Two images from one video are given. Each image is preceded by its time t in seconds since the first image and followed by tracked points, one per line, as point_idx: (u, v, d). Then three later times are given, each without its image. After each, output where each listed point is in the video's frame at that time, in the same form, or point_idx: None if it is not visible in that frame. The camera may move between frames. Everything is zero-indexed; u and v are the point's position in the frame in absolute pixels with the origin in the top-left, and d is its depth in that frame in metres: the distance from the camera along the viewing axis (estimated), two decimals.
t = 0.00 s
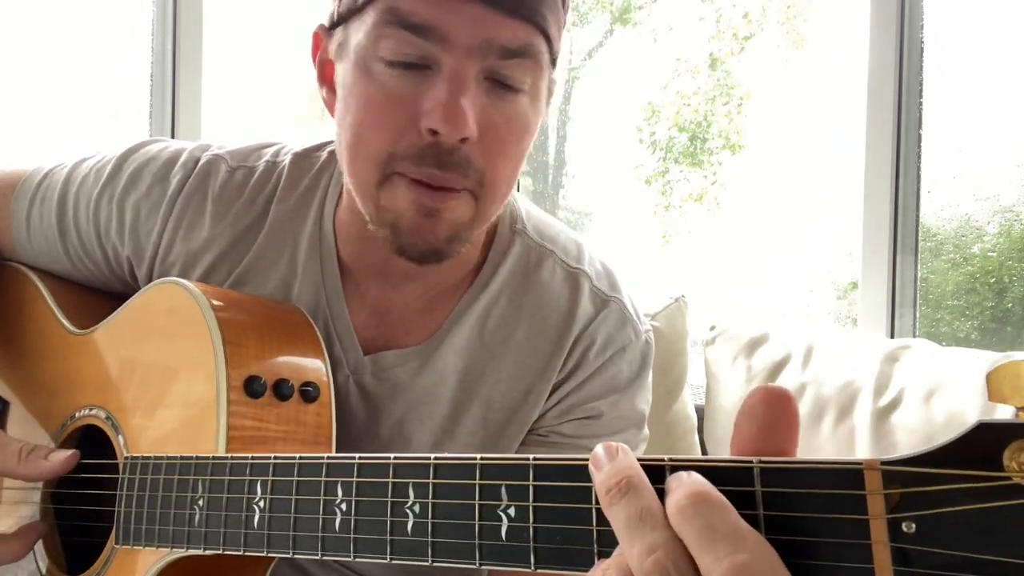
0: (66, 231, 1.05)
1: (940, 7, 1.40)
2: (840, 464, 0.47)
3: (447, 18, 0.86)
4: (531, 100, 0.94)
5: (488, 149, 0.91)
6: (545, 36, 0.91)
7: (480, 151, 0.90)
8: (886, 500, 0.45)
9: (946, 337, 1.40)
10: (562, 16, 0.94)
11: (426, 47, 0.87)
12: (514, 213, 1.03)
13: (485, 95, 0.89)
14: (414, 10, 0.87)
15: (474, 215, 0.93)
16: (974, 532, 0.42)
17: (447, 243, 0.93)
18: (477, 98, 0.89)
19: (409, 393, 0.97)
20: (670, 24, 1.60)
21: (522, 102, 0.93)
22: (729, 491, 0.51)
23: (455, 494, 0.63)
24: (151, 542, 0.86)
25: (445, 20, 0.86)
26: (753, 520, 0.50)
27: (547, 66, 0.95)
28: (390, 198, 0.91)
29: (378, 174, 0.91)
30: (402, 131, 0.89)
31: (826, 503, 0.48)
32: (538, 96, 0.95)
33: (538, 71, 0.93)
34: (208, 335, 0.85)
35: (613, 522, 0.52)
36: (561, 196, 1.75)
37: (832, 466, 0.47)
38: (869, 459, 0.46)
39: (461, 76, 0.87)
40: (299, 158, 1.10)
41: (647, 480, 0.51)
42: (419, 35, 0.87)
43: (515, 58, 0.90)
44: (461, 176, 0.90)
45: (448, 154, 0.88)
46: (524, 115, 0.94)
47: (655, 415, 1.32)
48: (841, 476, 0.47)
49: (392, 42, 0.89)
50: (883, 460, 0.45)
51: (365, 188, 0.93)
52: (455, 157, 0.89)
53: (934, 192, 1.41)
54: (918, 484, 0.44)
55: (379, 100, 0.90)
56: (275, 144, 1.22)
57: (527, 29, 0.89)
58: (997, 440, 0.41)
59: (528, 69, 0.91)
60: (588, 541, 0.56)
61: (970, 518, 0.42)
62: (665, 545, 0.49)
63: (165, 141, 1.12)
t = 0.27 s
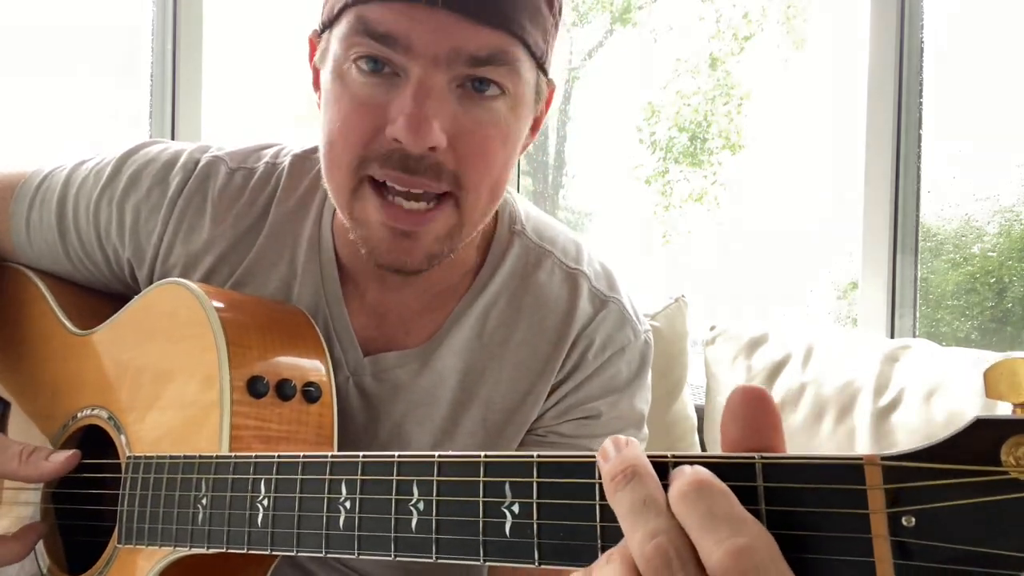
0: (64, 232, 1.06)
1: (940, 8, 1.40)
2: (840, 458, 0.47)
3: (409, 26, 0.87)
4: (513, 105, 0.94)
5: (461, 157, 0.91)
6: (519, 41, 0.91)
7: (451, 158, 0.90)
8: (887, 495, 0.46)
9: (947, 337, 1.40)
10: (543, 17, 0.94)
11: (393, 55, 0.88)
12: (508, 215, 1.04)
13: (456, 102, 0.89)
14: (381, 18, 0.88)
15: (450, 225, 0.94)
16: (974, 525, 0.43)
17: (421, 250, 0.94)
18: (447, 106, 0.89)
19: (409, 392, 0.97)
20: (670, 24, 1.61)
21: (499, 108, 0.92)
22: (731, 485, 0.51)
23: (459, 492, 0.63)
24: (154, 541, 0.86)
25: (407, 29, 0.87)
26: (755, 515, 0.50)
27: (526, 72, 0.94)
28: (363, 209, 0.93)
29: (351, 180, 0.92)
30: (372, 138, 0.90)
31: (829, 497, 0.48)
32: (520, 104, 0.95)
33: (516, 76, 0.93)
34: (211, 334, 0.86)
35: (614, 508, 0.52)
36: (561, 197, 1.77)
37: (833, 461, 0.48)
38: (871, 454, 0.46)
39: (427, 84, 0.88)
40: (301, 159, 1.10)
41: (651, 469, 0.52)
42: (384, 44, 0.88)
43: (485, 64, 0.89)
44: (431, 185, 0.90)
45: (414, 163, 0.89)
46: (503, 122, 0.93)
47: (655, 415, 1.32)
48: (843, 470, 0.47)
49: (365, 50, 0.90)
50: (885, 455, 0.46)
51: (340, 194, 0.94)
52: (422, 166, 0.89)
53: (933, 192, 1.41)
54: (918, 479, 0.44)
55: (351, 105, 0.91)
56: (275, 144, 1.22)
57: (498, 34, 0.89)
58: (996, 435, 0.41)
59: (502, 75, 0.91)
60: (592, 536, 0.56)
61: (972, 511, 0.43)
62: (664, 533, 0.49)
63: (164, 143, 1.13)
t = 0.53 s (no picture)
0: (60, 234, 1.06)
1: (940, 8, 1.40)
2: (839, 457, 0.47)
3: (406, 26, 0.87)
4: (509, 105, 0.94)
5: (456, 156, 0.90)
6: (514, 40, 0.91)
7: (446, 157, 0.90)
8: (885, 493, 0.46)
9: (947, 337, 1.40)
10: (539, 16, 0.94)
11: (388, 54, 0.88)
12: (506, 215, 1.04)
13: (452, 101, 0.89)
14: (375, 18, 0.88)
15: (447, 222, 0.93)
16: (972, 523, 0.43)
17: (417, 248, 0.93)
18: (443, 105, 0.89)
19: (407, 393, 0.97)
20: (670, 24, 1.61)
21: (495, 108, 0.92)
22: (730, 484, 0.51)
23: (460, 492, 0.63)
24: (154, 541, 0.86)
25: (404, 28, 0.87)
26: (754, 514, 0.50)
27: (523, 71, 0.94)
28: (360, 204, 0.92)
29: (346, 177, 0.92)
30: (367, 137, 0.90)
31: (828, 495, 0.48)
32: (518, 104, 0.95)
33: (512, 76, 0.93)
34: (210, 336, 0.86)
35: (610, 501, 0.52)
36: (562, 196, 1.76)
37: (831, 461, 0.48)
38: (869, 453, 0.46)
39: (422, 84, 0.88)
40: (298, 159, 1.10)
41: (647, 465, 0.52)
42: (379, 43, 0.88)
43: (481, 64, 0.90)
44: (427, 183, 0.90)
45: (410, 161, 0.88)
46: (501, 121, 0.93)
47: (654, 415, 1.32)
48: (842, 469, 0.47)
49: (360, 49, 0.90)
50: (883, 454, 0.46)
51: (336, 192, 0.93)
52: (417, 164, 0.89)
53: (934, 192, 1.41)
54: (916, 477, 0.44)
55: (346, 105, 0.91)
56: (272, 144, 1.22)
57: (494, 33, 0.89)
58: (992, 434, 0.41)
59: (499, 73, 0.91)
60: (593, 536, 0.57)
61: (970, 508, 0.43)
62: (659, 523, 0.49)
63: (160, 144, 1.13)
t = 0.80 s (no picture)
0: (58, 236, 1.06)
1: (940, 8, 1.40)
2: (838, 455, 0.47)
3: (411, 25, 0.87)
4: (510, 106, 0.94)
5: (458, 157, 0.90)
6: (519, 40, 0.91)
7: (448, 157, 0.90)
8: (882, 490, 0.46)
9: (947, 337, 1.40)
10: (544, 19, 0.94)
11: (394, 53, 0.88)
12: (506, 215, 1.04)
13: (455, 100, 0.89)
14: (381, 16, 0.88)
15: (444, 222, 0.93)
16: (969, 520, 0.43)
17: (415, 248, 0.93)
18: (446, 104, 0.89)
19: (407, 394, 0.97)
20: (670, 24, 1.62)
21: (497, 108, 0.92)
22: (728, 482, 0.51)
23: (459, 491, 0.63)
24: (154, 541, 0.86)
25: (410, 27, 0.87)
26: (753, 511, 0.50)
27: (526, 73, 0.94)
28: (361, 204, 0.92)
29: (350, 177, 0.92)
30: (370, 137, 0.90)
31: (826, 492, 0.48)
32: (519, 105, 0.95)
33: (515, 76, 0.93)
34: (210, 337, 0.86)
35: (607, 498, 0.52)
36: (561, 196, 1.79)
37: (828, 458, 0.48)
38: (867, 450, 0.46)
39: (427, 83, 0.88)
40: (297, 159, 1.10)
41: (644, 462, 0.52)
42: (384, 42, 0.88)
43: (486, 64, 0.90)
44: (427, 185, 0.89)
45: (412, 160, 0.88)
46: (501, 121, 0.93)
47: (654, 414, 1.32)
48: (839, 466, 0.47)
49: (365, 48, 0.90)
50: (881, 451, 0.46)
51: (340, 193, 0.93)
52: (419, 164, 0.88)
53: (933, 192, 1.41)
54: (914, 474, 0.44)
55: (350, 105, 0.91)
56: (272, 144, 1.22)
57: (500, 34, 0.89)
58: (989, 432, 0.41)
59: (502, 74, 0.91)
60: (593, 534, 0.57)
61: (968, 504, 0.43)
62: (655, 520, 0.49)
63: (158, 145, 1.13)
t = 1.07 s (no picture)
0: (60, 236, 1.06)
1: (940, 7, 1.40)
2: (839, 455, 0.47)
3: (441, 23, 0.87)
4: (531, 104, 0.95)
5: (487, 155, 0.91)
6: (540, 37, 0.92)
7: (480, 155, 0.91)
8: (884, 490, 0.46)
9: (947, 336, 1.40)
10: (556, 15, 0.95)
11: (421, 51, 0.88)
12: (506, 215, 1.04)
13: (483, 98, 0.90)
14: (411, 16, 0.87)
15: (473, 219, 0.93)
16: (969, 520, 0.43)
17: (448, 249, 0.93)
18: (476, 101, 0.89)
19: (408, 393, 0.97)
20: (670, 24, 1.62)
21: (521, 107, 0.93)
22: (729, 482, 0.51)
23: (461, 490, 0.63)
24: (155, 541, 0.86)
25: (440, 25, 0.87)
26: (755, 511, 0.50)
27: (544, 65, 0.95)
28: (394, 206, 0.92)
29: (381, 184, 0.92)
30: (403, 138, 0.90)
31: (827, 493, 0.48)
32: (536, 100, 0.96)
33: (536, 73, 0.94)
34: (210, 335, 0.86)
35: (607, 498, 0.52)
36: (562, 196, 1.76)
37: (829, 458, 0.48)
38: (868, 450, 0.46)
39: (459, 81, 0.88)
40: (296, 159, 1.11)
41: (645, 462, 0.52)
42: (413, 41, 0.88)
43: (514, 59, 0.90)
44: (463, 182, 0.90)
45: (449, 158, 0.89)
46: (523, 116, 0.94)
47: (655, 414, 1.32)
48: (841, 466, 0.47)
49: (388, 48, 0.89)
50: (882, 451, 0.46)
51: (370, 197, 0.93)
52: (455, 161, 0.89)
53: (934, 192, 1.42)
54: (914, 475, 0.44)
55: (378, 106, 0.91)
56: (271, 144, 1.22)
57: (527, 30, 0.90)
58: (988, 432, 0.42)
59: (525, 70, 0.92)
60: (594, 534, 0.57)
61: (968, 505, 0.43)
62: (656, 519, 0.49)
63: (158, 145, 1.13)
